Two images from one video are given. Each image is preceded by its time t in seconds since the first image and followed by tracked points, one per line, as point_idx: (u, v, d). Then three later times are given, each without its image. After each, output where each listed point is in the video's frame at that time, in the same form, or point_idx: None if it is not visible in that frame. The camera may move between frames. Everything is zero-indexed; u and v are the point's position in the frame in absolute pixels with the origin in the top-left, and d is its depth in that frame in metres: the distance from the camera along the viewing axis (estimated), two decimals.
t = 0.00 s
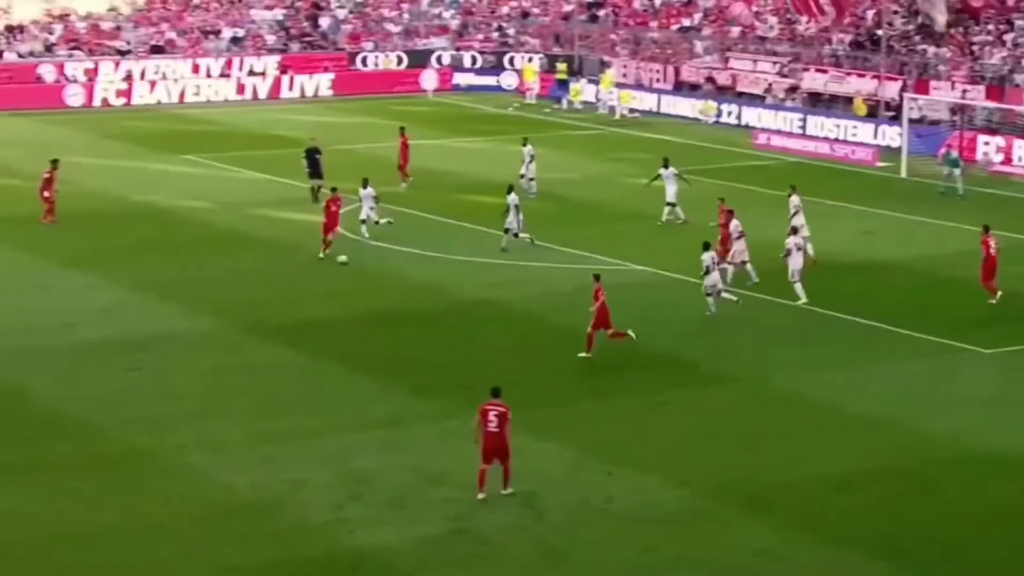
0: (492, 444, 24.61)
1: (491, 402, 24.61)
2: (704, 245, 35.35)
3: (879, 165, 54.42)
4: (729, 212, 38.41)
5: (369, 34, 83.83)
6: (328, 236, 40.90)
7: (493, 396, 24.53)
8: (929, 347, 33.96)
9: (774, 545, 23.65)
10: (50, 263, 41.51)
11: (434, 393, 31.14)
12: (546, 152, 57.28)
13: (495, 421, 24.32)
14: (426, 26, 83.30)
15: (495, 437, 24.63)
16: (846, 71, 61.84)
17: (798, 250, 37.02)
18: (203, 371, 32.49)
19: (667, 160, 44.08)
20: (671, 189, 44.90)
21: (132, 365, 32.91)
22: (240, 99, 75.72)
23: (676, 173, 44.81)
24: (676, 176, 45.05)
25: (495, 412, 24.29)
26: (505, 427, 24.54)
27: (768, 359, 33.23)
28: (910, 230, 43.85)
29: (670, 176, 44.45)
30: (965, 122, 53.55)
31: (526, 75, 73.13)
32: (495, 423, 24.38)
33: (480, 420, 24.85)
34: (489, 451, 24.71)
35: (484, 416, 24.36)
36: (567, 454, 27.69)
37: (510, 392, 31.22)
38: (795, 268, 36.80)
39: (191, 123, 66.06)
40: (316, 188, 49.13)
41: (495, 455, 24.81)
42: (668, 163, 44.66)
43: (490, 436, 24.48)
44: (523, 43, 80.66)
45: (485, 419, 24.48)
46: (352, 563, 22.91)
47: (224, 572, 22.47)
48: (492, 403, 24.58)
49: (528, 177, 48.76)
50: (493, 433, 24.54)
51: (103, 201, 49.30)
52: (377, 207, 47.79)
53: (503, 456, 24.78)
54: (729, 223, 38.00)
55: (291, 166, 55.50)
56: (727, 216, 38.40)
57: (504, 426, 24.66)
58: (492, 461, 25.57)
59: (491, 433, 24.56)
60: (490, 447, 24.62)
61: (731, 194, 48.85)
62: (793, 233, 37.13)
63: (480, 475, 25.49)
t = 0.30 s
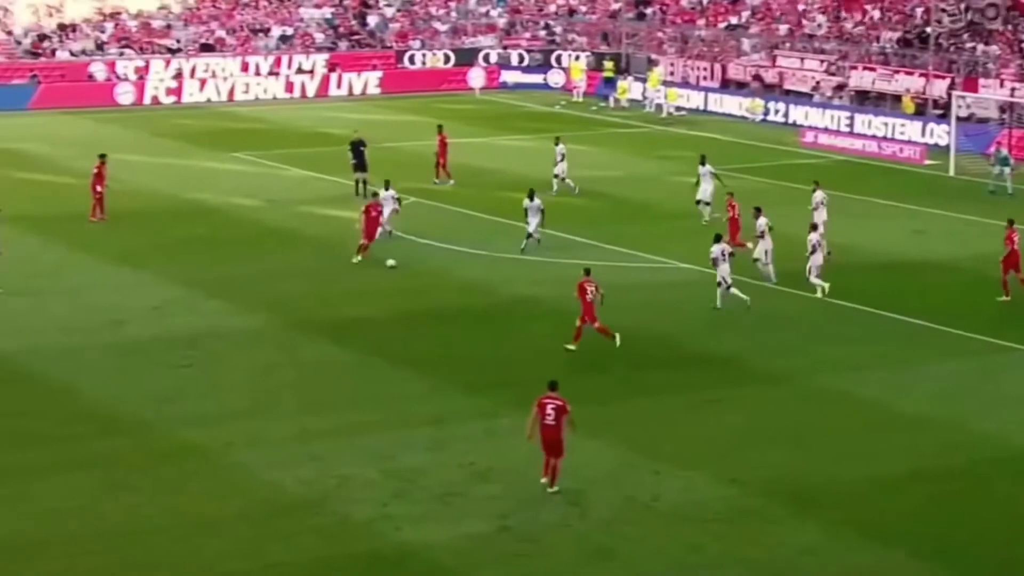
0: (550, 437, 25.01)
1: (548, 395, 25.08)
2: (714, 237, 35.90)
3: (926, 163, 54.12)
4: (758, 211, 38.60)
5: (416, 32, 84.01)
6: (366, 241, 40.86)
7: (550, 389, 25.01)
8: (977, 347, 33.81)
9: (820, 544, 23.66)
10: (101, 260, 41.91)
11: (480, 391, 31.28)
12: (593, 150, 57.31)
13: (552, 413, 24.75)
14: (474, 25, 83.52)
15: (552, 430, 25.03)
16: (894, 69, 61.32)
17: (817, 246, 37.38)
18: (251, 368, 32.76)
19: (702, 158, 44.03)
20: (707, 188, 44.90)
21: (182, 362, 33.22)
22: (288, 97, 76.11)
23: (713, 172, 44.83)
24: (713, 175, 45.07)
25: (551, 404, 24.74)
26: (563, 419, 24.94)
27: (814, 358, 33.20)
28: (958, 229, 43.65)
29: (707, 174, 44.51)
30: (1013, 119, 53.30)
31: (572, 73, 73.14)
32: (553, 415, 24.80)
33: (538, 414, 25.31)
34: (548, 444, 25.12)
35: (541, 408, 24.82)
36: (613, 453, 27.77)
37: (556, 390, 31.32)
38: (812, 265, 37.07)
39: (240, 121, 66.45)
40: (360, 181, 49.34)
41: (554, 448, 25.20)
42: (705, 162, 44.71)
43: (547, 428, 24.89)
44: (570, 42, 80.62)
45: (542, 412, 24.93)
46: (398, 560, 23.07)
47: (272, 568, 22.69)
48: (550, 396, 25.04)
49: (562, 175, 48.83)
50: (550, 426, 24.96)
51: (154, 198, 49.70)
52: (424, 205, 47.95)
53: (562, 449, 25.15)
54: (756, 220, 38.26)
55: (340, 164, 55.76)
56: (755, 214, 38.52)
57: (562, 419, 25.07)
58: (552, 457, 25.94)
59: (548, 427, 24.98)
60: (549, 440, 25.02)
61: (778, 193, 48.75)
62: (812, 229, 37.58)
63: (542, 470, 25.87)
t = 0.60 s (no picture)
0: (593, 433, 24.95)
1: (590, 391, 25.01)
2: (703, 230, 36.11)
3: (958, 160, 53.92)
4: (765, 207, 38.46)
5: (447, 29, 84.08)
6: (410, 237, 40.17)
7: (592, 384, 24.94)
8: (1008, 344, 33.69)
9: (849, 541, 23.62)
10: (133, 256, 42.12)
11: (509, 386, 31.33)
12: (623, 146, 57.29)
13: (593, 408, 24.67)
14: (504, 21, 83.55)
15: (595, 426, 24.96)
16: (925, 65, 60.90)
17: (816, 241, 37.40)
18: (281, 363, 32.88)
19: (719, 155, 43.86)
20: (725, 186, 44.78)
21: (212, 357, 33.34)
22: (320, 93, 76.43)
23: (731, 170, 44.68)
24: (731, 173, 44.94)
25: (593, 400, 24.67)
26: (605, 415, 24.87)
27: (843, 355, 33.15)
28: (989, 225, 43.47)
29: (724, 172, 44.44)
30: None
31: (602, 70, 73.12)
32: (594, 411, 24.72)
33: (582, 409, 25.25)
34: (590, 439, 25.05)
35: (584, 404, 24.76)
36: (641, 448, 27.79)
37: (584, 386, 31.35)
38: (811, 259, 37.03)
39: (271, 117, 66.63)
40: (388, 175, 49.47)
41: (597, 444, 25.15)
42: (722, 160, 44.60)
43: (589, 425, 24.83)
44: (600, 38, 80.46)
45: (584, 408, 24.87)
46: (426, 555, 23.13)
47: (302, 563, 22.78)
48: (592, 392, 24.98)
49: (580, 170, 48.87)
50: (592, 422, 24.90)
51: (186, 194, 49.91)
52: (453, 201, 48.03)
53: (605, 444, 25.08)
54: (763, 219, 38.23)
55: (370, 159, 55.89)
56: (763, 211, 38.32)
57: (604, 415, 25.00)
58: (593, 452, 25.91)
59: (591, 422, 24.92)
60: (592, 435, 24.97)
61: (809, 189, 48.64)
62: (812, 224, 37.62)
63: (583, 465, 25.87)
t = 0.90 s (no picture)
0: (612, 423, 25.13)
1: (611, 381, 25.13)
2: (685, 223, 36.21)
3: (969, 156, 53.84)
4: (762, 202, 38.42)
5: (458, 25, 84.18)
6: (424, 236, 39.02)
7: (612, 375, 25.04)
8: (1018, 342, 33.67)
9: (859, 538, 23.65)
10: (144, 252, 42.22)
11: (520, 383, 31.37)
12: (634, 143, 57.29)
13: (611, 400, 24.83)
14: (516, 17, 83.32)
15: (614, 416, 25.12)
16: (936, 62, 60.76)
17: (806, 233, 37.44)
18: (292, 360, 32.96)
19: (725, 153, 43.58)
20: (730, 184, 44.32)
21: (223, 354, 33.43)
22: (330, 90, 76.41)
23: (736, 168, 44.24)
24: (735, 172, 44.40)
25: (612, 393, 24.81)
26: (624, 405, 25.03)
27: (853, 352, 33.16)
28: (1001, 221, 43.42)
29: (729, 170, 43.92)
30: None
31: (613, 67, 73.13)
32: (612, 403, 24.87)
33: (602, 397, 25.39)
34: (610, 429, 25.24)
35: (604, 396, 24.91)
36: (651, 445, 27.83)
37: (594, 383, 31.38)
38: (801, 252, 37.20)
39: (282, 114, 66.70)
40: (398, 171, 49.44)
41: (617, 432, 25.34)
42: (726, 158, 44.22)
43: (609, 415, 25.00)
44: (611, 34, 80.47)
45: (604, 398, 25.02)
46: (437, 552, 23.18)
47: (314, 559, 22.84)
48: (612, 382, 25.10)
49: (579, 168, 48.85)
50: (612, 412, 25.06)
51: (197, 190, 50.02)
52: (464, 198, 48.01)
53: (624, 434, 25.27)
54: (760, 215, 38.11)
55: (382, 155, 55.96)
56: (759, 205, 38.27)
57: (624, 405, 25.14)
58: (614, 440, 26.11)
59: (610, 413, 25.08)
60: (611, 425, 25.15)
61: (821, 186, 48.58)
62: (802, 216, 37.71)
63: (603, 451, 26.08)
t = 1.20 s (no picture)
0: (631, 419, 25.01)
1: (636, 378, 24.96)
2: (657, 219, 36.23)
3: (974, 153, 53.78)
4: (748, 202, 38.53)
5: (462, 22, 84.20)
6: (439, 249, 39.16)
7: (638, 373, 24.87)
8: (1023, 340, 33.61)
9: (863, 536, 23.61)
10: (148, 249, 42.22)
11: (524, 381, 31.35)
12: (639, 140, 57.26)
13: (632, 399, 24.69)
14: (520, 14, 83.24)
15: (635, 414, 24.98)
16: (941, 58, 60.68)
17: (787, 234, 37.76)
18: (296, 357, 32.95)
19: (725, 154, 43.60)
20: (727, 185, 44.37)
21: (227, 351, 33.41)
22: (335, 87, 76.23)
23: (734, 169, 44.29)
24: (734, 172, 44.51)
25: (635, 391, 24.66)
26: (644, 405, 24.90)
27: (858, 350, 33.11)
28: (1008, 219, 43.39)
29: (727, 171, 43.95)
30: None
31: (618, 63, 73.04)
32: (633, 401, 24.73)
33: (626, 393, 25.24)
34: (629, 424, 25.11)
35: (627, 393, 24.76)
36: (655, 443, 27.79)
37: (598, 380, 31.36)
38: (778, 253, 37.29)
39: (287, 111, 66.69)
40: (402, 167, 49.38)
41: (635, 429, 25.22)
42: (726, 159, 44.21)
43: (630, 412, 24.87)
44: (615, 31, 80.54)
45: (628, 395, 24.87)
46: (440, 549, 23.16)
47: (317, 556, 22.84)
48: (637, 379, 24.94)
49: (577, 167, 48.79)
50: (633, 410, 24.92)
51: (201, 188, 50.01)
52: (470, 195, 47.95)
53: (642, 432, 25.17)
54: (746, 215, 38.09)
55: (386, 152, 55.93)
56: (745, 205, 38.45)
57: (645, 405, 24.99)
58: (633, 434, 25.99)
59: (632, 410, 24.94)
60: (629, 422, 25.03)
61: (827, 183, 48.51)
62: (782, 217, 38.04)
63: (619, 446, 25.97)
